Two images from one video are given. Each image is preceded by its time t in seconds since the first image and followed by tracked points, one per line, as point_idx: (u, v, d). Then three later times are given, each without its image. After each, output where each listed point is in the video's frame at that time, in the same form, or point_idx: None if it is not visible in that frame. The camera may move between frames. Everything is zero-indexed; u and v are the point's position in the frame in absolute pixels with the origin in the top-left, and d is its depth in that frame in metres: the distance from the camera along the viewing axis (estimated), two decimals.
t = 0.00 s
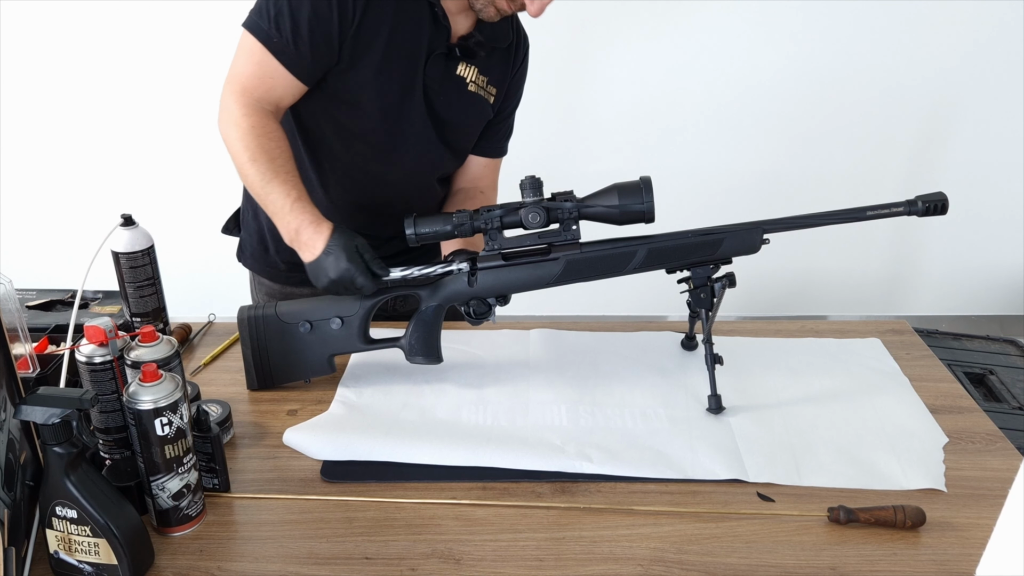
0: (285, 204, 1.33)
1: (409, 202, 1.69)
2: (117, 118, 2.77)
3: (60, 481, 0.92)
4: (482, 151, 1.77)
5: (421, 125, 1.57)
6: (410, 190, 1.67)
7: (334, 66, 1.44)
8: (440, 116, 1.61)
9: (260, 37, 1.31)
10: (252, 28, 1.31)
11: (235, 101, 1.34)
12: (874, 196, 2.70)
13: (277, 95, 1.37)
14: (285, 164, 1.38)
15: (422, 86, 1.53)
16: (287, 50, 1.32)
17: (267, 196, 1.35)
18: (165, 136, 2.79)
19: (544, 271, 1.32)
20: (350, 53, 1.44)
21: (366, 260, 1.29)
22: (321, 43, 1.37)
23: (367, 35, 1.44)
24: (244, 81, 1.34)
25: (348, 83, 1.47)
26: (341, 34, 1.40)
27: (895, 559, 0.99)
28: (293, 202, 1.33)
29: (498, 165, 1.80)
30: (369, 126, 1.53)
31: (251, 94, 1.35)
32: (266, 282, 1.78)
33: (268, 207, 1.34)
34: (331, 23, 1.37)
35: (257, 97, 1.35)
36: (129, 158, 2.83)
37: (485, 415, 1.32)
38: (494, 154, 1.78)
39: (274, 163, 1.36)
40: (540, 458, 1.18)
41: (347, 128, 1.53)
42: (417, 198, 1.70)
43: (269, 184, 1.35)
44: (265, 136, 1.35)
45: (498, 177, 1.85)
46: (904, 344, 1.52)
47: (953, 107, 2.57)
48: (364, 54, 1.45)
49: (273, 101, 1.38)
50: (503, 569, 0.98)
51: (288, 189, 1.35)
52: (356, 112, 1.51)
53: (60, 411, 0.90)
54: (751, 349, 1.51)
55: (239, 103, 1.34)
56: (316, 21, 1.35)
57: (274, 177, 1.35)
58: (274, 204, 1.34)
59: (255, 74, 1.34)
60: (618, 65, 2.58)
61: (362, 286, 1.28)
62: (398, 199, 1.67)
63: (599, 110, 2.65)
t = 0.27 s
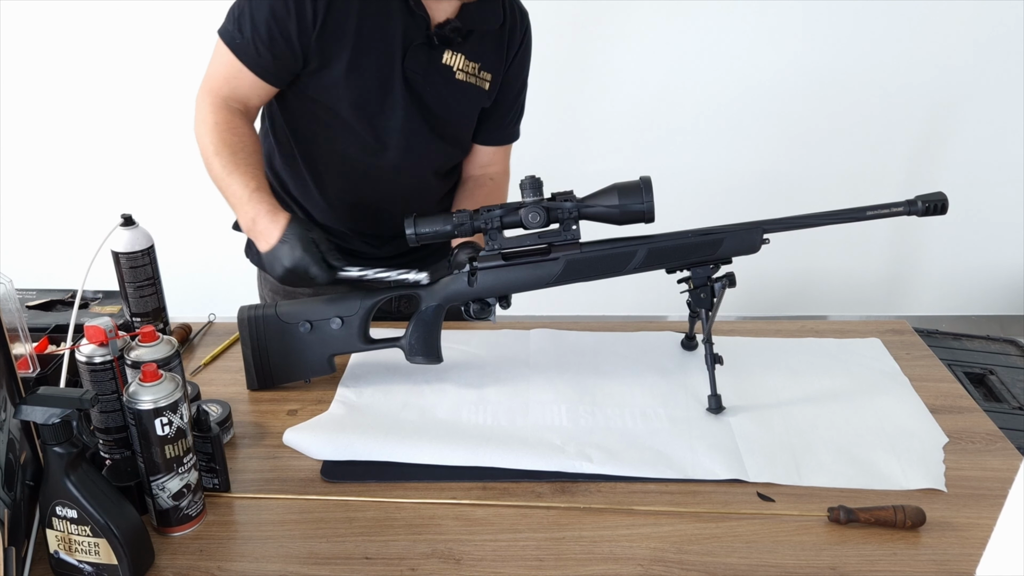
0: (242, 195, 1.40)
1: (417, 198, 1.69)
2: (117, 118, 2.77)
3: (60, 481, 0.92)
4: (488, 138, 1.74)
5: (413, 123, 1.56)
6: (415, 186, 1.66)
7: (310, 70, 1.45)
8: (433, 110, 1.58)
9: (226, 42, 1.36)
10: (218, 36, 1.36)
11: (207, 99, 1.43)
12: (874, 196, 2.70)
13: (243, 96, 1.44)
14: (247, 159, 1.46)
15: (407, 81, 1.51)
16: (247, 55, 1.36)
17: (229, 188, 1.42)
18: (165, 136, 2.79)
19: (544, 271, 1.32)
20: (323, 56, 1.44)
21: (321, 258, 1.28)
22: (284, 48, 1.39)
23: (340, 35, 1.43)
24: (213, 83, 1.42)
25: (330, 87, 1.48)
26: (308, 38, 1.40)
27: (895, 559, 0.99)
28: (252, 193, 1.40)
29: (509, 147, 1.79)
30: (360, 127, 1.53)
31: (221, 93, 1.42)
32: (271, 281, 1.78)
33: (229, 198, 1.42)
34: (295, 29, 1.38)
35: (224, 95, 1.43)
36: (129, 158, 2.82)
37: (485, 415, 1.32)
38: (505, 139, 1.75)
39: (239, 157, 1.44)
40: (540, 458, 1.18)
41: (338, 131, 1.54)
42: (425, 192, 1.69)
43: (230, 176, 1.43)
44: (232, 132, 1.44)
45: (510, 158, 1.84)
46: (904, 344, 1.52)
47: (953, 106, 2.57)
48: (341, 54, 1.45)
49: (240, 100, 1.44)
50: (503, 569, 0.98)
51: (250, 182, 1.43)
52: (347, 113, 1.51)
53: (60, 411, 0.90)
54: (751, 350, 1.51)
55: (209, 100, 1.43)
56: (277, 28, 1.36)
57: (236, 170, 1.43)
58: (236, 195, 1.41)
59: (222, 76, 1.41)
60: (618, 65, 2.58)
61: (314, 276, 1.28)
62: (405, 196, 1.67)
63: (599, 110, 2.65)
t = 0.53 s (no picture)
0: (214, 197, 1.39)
1: (430, 193, 1.66)
2: (117, 117, 2.77)
3: (60, 481, 0.92)
4: (498, 120, 1.73)
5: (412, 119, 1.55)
6: (426, 182, 1.64)
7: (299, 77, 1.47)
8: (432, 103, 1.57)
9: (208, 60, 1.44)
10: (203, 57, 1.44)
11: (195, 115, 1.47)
12: (874, 196, 2.70)
13: (227, 108, 1.47)
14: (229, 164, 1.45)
15: (398, 77, 1.50)
16: (225, 67, 1.42)
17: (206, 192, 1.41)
18: (165, 136, 2.79)
19: (544, 271, 1.32)
20: (309, 61, 1.46)
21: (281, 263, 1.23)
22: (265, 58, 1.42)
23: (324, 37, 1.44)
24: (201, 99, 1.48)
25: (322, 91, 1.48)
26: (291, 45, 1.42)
27: (895, 559, 0.99)
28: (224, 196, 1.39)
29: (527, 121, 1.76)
30: (359, 128, 1.52)
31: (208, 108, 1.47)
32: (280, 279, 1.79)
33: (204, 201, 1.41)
34: (275, 39, 1.41)
35: (212, 110, 1.47)
36: (130, 158, 2.82)
37: (485, 415, 1.32)
38: (521, 115, 1.72)
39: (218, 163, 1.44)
40: (540, 458, 1.18)
41: (338, 135, 1.54)
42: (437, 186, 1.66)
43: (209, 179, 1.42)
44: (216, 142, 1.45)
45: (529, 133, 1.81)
46: (904, 344, 1.52)
47: (954, 106, 2.57)
48: (328, 57, 1.45)
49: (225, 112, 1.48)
50: (503, 569, 0.98)
51: (226, 189, 1.42)
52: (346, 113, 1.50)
53: (60, 411, 0.90)
54: (751, 350, 1.51)
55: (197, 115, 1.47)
56: (255, 40, 1.40)
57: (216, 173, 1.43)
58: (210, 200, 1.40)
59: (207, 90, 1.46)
60: (618, 65, 2.58)
61: (263, 278, 1.20)
62: (417, 194, 1.65)
63: (599, 110, 2.65)
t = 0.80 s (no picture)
0: (245, 252, 1.35)
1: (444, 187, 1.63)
2: (117, 118, 2.77)
3: (60, 481, 0.92)
4: (510, 103, 1.65)
5: (421, 117, 1.52)
6: (440, 178, 1.61)
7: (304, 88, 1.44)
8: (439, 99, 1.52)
9: (223, 90, 1.38)
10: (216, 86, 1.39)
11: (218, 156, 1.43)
12: (874, 196, 2.70)
13: (247, 141, 1.43)
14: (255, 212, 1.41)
15: (401, 76, 1.46)
16: (243, 97, 1.37)
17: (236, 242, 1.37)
18: (165, 136, 2.79)
19: (544, 271, 1.32)
20: (311, 70, 1.42)
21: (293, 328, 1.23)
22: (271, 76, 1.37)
23: (324, 42, 1.40)
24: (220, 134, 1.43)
25: (327, 99, 1.45)
26: (293, 56, 1.39)
27: (895, 559, 0.99)
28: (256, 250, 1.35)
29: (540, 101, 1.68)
30: (368, 129, 1.50)
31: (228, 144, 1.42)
32: (299, 275, 1.78)
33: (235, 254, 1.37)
34: (277, 54, 1.37)
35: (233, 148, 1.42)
36: (129, 158, 2.83)
37: (484, 415, 1.32)
38: (533, 94, 1.64)
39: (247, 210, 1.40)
40: (540, 458, 1.18)
41: (347, 141, 1.51)
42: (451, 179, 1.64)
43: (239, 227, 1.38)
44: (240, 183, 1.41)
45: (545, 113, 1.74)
46: (904, 344, 1.51)
47: (954, 106, 2.57)
48: (331, 63, 1.42)
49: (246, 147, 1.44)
50: (503, 569, 0.98)
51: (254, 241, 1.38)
52: (355, 115, 1.48)
53: (60, 411, 0.90)
54: (751, 350, 1.51)
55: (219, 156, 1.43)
56: (257, 58, 1.35)
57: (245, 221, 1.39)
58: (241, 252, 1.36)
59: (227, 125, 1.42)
60: (618, 65, 2.58)
61: (272, 336, 1.20)
62: (433, 190, 1.62)
63: (599, 110, 2.65)
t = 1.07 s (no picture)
0: (264, 269, 1.38)
1: (456, 182, 1.62)
2: (117, 118, 2.77)
3: (61, 481, 0.92)
4: (521, 94, 1.62)
5: (429, 115, 1.51)
6: (452, 174, 1.60)
7: (311, 91, 1.44)
8: (447, 94, 1.51)
9: (235, 100, 1.40)
10: (228, 96, 1.40)
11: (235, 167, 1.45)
12: (874, 196, 2.70)
13: (262, 151, 1.45)
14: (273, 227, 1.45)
15: (407, 73, 1.45)
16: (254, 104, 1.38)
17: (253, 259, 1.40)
18: (165, 136, 2.79)
19: (544, 271, 1.32)
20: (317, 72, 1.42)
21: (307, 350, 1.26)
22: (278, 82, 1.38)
23: (328, 43, 1.40)
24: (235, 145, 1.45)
25: (334, 101, 1.45)
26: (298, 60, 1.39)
27: (895, 559, 0.99)
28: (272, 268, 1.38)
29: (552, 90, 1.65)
30: (377, 128, 1.50)
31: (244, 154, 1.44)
32: (314, 275, 1.80)
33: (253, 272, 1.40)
34: (282, 59, 1.37)
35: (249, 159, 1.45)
36: (129, 158, 2.83)
37: (485, 416, 1.32)
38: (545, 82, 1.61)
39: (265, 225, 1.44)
40: (540, 458, 1.18)
41: (357, 142, 1.51)
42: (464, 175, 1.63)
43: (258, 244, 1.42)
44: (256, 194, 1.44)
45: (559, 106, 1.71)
46: (904, 344, 1.51)
47: (954, 106, 2.57)
48: (336, 64, 1.42)
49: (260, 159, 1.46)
50: (503, 569, 0.98)
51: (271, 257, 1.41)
52: (365, 114, 1.47)
53: (60, 411, 0.90)
54: (751, 350, 1.51)
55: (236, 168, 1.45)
56: (262, 64, 1.36)
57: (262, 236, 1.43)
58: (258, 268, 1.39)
59: (242, 137, 1.44)
60: (618, 65, 2.58)
61: (284, 359, 1.23)
62: (446, 186, 1.62)
63: (600, 110, 2.65)
